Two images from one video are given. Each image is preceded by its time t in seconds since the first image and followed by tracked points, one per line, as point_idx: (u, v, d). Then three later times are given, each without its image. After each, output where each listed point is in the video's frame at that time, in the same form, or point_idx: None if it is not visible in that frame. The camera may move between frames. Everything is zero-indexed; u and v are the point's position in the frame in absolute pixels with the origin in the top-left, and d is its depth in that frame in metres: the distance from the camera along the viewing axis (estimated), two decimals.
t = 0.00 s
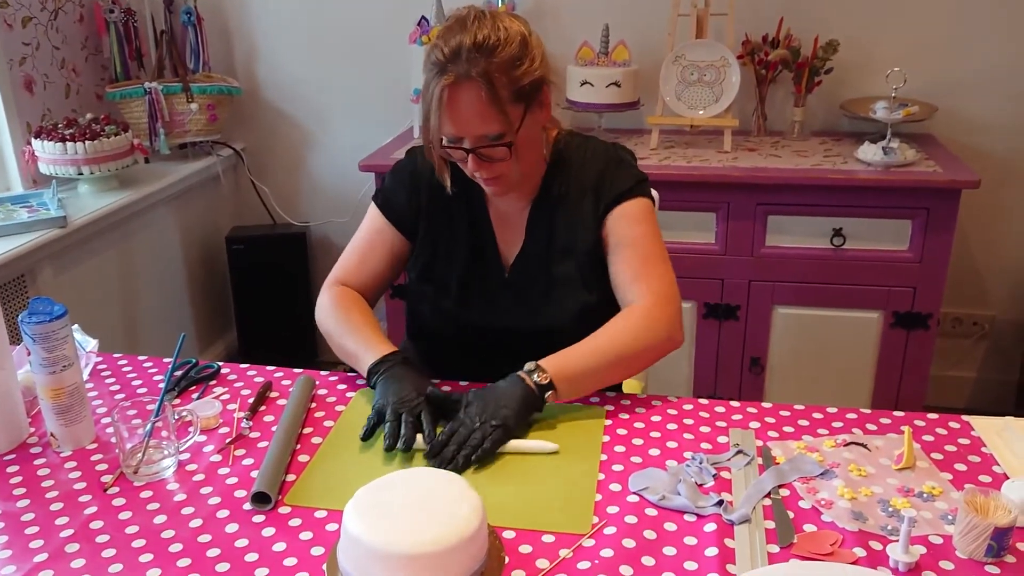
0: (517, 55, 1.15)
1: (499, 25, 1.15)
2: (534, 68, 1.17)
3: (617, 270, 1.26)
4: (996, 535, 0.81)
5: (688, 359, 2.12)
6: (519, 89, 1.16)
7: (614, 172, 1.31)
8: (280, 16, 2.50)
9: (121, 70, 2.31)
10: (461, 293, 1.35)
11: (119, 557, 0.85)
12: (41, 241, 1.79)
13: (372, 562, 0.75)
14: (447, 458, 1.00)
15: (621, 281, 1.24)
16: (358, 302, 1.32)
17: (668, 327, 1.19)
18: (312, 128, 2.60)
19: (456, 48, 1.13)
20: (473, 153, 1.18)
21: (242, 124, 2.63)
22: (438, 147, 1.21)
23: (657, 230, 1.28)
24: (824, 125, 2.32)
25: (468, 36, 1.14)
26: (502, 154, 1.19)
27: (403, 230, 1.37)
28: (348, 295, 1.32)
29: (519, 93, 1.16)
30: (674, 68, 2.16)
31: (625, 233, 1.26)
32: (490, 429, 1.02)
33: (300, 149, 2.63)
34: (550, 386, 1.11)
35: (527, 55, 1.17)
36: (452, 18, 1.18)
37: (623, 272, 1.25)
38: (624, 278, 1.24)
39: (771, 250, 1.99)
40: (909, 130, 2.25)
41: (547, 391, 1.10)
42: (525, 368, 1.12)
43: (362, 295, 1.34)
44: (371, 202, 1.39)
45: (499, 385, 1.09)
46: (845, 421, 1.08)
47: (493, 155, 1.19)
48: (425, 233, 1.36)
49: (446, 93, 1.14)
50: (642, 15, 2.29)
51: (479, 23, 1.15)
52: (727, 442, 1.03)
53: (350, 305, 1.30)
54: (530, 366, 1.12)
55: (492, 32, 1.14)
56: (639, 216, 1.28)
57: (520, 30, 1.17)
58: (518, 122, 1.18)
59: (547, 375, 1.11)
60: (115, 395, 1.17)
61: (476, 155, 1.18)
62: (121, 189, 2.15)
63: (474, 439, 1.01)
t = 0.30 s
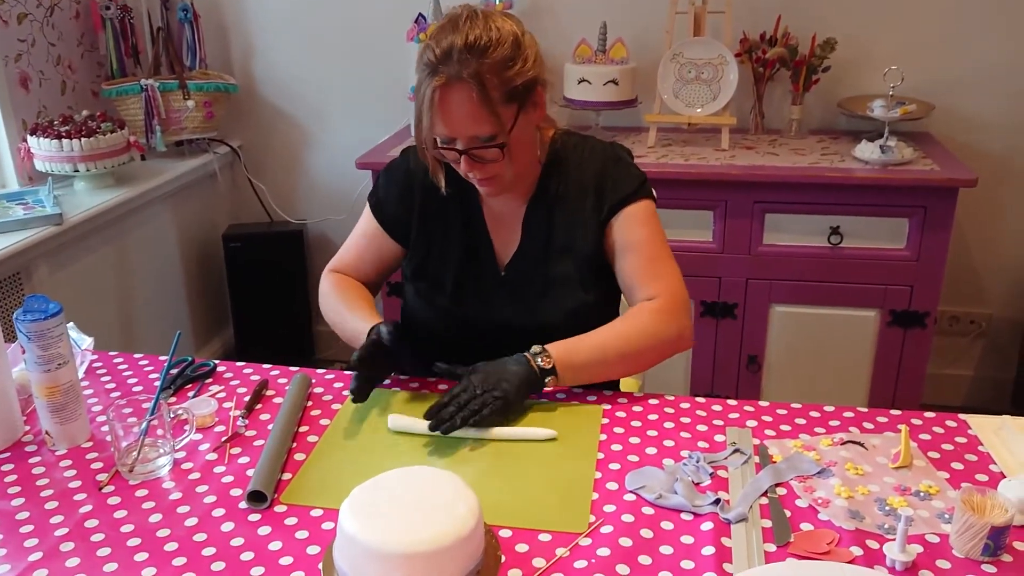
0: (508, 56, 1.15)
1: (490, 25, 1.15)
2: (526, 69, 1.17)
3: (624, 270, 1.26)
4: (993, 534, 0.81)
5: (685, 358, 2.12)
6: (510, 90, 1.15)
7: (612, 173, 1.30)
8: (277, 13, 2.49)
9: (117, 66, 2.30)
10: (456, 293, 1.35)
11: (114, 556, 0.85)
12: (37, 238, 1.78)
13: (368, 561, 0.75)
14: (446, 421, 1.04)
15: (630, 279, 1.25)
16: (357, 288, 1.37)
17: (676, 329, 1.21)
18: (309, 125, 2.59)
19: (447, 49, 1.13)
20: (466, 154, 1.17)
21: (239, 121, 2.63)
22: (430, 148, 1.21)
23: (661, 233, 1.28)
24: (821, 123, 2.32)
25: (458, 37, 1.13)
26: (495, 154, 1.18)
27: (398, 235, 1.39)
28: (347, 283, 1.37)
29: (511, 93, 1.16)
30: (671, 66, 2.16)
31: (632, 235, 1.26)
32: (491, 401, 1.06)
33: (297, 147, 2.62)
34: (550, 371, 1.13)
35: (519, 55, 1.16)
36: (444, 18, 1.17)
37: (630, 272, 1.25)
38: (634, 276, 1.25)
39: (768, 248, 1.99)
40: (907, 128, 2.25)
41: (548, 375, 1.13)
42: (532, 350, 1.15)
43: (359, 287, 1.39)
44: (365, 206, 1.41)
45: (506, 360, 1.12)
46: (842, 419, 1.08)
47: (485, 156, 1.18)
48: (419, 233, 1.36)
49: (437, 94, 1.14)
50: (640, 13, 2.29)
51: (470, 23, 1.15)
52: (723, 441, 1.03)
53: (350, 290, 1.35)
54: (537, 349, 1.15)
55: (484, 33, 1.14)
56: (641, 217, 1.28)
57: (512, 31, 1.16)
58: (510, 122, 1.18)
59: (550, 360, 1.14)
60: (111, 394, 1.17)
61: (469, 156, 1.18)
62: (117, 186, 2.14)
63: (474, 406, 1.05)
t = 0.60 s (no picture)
0: (496, 50, 1.15)
1: (479, 21, 1.15)
2: (516, 64, 1.16)
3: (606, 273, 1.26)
4: (993, 535, 0.81)
5: (684, 358, 2.12)
6: (500, 85, 1.15)
7: (607, 172, 1.30)
8: (276, 11, 2.48)
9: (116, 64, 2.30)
10: (451, 290, 1.35)
11: (112, 556, 0.85)
12: (36, 236, 1.78)
13: (367, 561, 0.74)
14: (417, 429, 1.03)
15: (611, 282, 1.26)
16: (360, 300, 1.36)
17: (652, 335, 1.20)
18: (308, 124, 2.59)
19: (435, 45, 1.13)
20: (456, 149, 1.17)
21: (239, 120, 2.62)
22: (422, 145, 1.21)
23: (651, 234, 1.28)
24: (821, 122, 2.32)
25: (447, 33, 1.14)
26: (484, 150, 1.17)
27: (396, 233, 1.38)
28: (349, 296, 1.36)
29: (500, 88, 1.15)
30: (671, 65, 2.16)
31: (619, 236, 1.26)
32: (461, 406, 1.06)
33: (296, 146, 2.62)
34: (521, 375, 1.12)
35: (508, 50, 1.16)
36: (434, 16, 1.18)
37: (613, 275, 1.25)
38: (613, 280, 1.25)
39: (768, 248, 1.99)
40: (906, 128, 2.25)
41: (518, 378, 1.12)
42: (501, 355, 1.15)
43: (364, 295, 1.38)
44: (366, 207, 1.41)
45: (475, 367, 1.12)
46: (842, 420, 1.07)
47: (475, 151, 1.17)
48: (415, 230, 1.36)
49: (425, 88, 1.14)
50: (639, 12, 2.28)
51: (458, 19, 1.15)
52: (723, 441, 1.03)
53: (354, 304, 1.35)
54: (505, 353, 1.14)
55: (471, 28, 1.14)
56: (633, 217, 1.27)
57: (501, 26, 1.16)
58: (499, 118, 1.17)
59: (520, 363, 1.13)
60: (110, 393, 1.17)
61: (459, 151, 1.17)
62: (116, 185, 2.14)
63: (443, 413, 1.05)
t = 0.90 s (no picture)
0: (500, 50, 1.15)
1: (481, 21, 1.16)
2: (518, 63, 1.17)
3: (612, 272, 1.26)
4: (992, 536, 0.81)
5: (685, 358, 2.12)
6: (502, 84, 1.15)
7: (607, 172, 1.30)
8: (277, 11, 2.49)
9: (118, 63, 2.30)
10: (451, 290, 1.35)
11: (114, 555, 0.85)
12: (37, 235, 1.78)
13: (367, 560, 0.75)
14: (430, 428, 1.03)
15: (617, 282, 1.26)
16: (356, 296, 1.36)
17: (659, 333, 1.20)
18: (309, 123, 2.59)
19: (439, 45, 1.13)
20: (459, 149, 1.16)
21: (240, 119, 2.63)
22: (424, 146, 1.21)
23: (653, 232, 1.28)
24: (821, 123, 2.32)
25: (450, 33, 1.14)
26: (488, 149, 1.17)
27: (394, 233, 1.38)
28: (345, 292, 1.36)
29: (503, 87, 1.16)
30: (672, 65, 2.16)
31: (621, 235, 1.26)
32: (474, 406, 1.06)
33: (297, 145, 2.62)
34: (533, 375, 1.13)
35: (511, 49, 1.16)
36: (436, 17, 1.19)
37: (618, 274, 1.25)
38: (619, 279, 1.25)
39: (768, 248, 1.99)
40: (907, 128, 2.25)
41: (531, 378, 1.12)
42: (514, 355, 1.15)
43: (359, 289, 1.39)
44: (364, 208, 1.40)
45: (487, 368, 1.12)
46: (842, 420, 1.08)
47: (478, 151, 1.17)
48: (414, 231, 1.36)
49: (430, 89, 1.14)
50: (640, 12, 2.29)
51: (461, 20, 1.16)
52: (723, 441, 1.03)
53: (349, 299, 1.34)
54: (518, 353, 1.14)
55: (475, 28, 1.14)
56: (634, 217, 1.27)
57: (503, 26, 1.17)
58: (503, 117, 1.17)
59: (532, 364, 1.13)
60: (111, 392, 1.17)
61: (462, 151, 1.17)
62: (117, 184, 2.14)
63: (457, 412, 1.05)
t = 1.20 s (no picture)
0: (510, 50, 1.16)
1: (489, 21, 1.16)
2: (527, 63, 1.18)
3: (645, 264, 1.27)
4: (993, 536, 0.81)
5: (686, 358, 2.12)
6: (514, 83, 1.16)
7: (610, 171, 1.31)
8: (280, 12, 2.49)
9: (121, 63, 2.31)
10: (452, 289, 1.35)
11: (118, 553, 0.85)
12: (40, 235, 1.79)
13: (371, 559, 0.75)
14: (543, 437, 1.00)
15: (652, 273, 1.27)
16: (357, 294, 1.37)
17: (708, 310, 1.23)
18: (311, 123, 2.60)
19: (451, 45, 1.13)
20: (472, 149, 1.17)
21: (242, 119, 2.63)
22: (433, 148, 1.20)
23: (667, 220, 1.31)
24: (823, 124, 2.32)
25: (461, 33, 1.14)
26: (500, 149, 1.18)
27: (394, 235, 1.38)
28: (347, 289, 1.37)
29: (514, 87, 1.16)
30: (674, 66, 2.16)
31: (644, 227, 1.28)
32: (576, 409, 1.04)
33: (299, 145, 2.63)
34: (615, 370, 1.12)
35: (519, 49, 1.17)
36: (441, 17, 1.18)
37: (653, 264, 1.27)
38: (652, 273, 1.26)
39: (770, 249, 1.99)
40: (909, 130, 2.25)
41: (616, 372, 1.12)
42: (591, 353, 1.13)
43: (360, 287, 1.39)
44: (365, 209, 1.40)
45: (568, 369, 1.10)
46: (844, 421, 1.08)
47: (490, 151, 1.18)
48: (414, 233, 1.36)
49: (443, 90, 1.14)
50: (642, 14, 2.29)
51: (470, 20, 1.16)
52: (725, 441, 1.04)
53: (351, 296, 1.35)
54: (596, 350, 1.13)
55: (485, 28, 1.15)
56: (650, 213, 1.29)
57: (510, 26, 1.17)
58: (514, 116, 1.18)
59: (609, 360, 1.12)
60: (115, 391, 1.17)
61: (474, 152, 1.18)
62: (120, 183, 2.15)
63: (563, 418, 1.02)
